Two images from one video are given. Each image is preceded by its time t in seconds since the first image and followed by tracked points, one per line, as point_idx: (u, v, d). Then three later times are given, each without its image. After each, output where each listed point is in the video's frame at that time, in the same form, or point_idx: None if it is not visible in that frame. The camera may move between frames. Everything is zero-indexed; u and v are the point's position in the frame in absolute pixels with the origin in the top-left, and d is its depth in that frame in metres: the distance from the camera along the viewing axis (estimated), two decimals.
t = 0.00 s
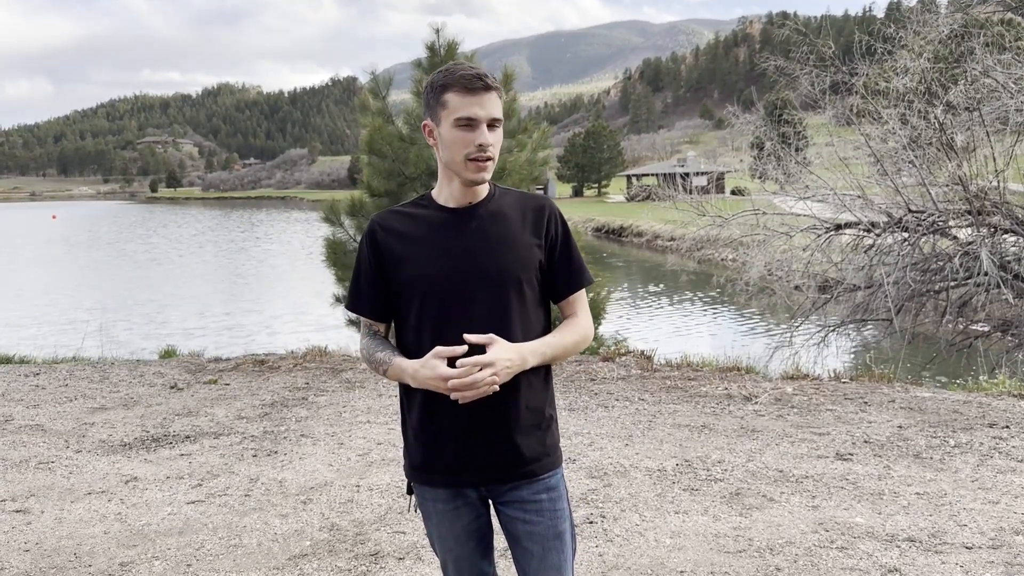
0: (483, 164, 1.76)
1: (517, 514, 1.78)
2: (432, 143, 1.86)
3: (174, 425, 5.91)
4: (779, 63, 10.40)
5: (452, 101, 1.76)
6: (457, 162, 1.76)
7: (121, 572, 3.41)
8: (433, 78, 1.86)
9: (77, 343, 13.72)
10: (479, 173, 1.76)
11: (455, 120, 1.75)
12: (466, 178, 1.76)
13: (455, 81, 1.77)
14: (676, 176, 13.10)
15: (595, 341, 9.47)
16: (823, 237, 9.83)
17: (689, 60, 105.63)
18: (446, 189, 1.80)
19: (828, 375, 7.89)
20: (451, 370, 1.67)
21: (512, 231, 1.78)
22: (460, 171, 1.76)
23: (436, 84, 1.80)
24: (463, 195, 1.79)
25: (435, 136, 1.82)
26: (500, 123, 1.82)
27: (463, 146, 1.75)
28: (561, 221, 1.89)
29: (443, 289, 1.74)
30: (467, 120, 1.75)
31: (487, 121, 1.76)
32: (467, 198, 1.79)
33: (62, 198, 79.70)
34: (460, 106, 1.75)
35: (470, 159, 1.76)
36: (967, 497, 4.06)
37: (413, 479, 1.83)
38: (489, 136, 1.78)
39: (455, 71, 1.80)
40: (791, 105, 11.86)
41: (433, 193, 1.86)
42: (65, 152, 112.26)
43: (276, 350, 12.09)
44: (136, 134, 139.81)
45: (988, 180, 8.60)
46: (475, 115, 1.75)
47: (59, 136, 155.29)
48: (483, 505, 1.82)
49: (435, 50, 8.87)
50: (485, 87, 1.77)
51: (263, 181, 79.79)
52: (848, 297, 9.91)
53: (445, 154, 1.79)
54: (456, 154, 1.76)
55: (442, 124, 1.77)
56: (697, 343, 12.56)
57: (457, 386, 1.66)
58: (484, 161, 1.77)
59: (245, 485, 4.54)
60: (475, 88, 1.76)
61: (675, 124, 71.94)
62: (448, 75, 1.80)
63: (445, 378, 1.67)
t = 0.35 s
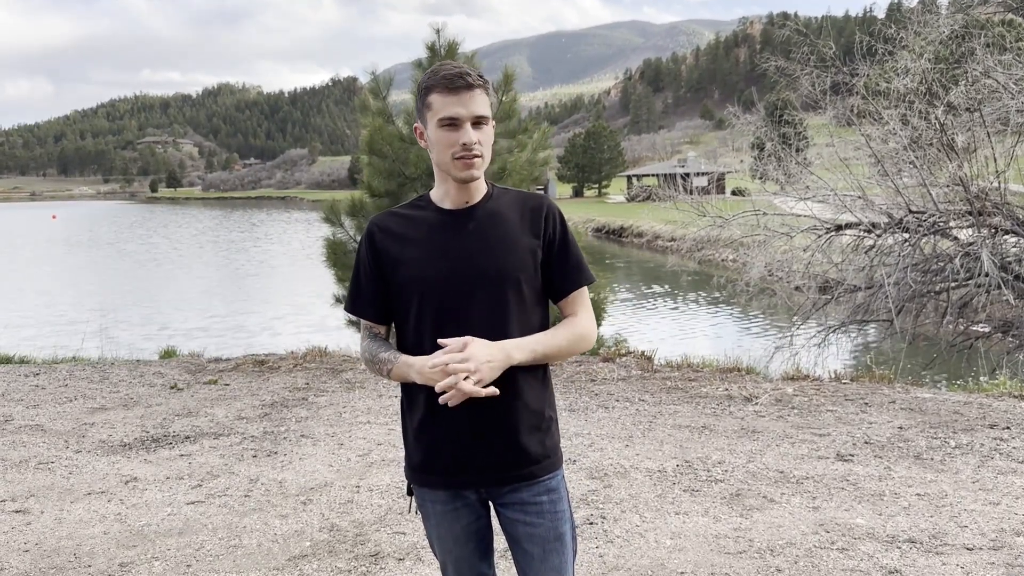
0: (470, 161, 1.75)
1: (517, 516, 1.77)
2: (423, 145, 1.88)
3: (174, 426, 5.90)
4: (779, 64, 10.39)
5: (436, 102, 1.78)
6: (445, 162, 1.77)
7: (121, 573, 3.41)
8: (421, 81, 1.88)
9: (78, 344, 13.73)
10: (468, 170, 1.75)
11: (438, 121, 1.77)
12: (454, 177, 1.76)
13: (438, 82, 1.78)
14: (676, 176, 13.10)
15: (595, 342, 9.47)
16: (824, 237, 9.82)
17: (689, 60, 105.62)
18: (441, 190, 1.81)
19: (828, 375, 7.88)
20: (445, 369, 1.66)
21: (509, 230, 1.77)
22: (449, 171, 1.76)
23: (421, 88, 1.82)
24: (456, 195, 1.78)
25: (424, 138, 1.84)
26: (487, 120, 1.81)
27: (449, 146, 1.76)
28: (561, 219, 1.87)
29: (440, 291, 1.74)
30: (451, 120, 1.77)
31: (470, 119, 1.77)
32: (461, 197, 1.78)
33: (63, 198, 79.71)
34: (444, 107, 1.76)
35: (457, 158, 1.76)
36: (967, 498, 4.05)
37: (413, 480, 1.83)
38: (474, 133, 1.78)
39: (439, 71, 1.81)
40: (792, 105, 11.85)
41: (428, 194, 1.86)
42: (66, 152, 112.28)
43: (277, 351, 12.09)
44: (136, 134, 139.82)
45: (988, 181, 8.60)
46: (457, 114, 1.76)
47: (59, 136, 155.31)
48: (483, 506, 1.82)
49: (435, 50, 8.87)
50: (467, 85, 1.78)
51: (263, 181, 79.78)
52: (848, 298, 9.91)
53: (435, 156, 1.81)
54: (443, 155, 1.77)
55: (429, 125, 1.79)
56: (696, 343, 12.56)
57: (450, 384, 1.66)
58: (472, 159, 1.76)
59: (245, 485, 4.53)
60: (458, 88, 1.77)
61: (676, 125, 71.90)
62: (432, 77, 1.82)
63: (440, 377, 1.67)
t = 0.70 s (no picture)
0: (467, 163, 1.75)
1: (516, 519, 1.78)
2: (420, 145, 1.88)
3: (174, 426, 5.90)
4: (779, 65, 10.39)
5: (435, 102, 1.78)
6: (442, 163, 1.76)
7: (121, 573, 3.41)
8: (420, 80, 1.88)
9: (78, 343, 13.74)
10: (464, 172, 1.75)
11: (437, 121, 1.77)
12: (451, 179, 1.76)
13: (437, 82, 1.78)
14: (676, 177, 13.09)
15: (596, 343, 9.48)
16: (824, 238, 9.84)
17: (689, 61, 105.66)
18: (437, 191, 1.80)
19: (828, 376, 7.88)
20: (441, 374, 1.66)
21: (506, 231, 1.77)
22: (445, 172, 1.76)
23: (419, 88, 1.82)
24: (453, 197, 1.78)
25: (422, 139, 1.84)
26: (486, 122, 1.81)
27: (447, 147, 1.76)
28: (558, 221, 1.87)
29: (436, 293, 1.74)
30: (450, 120, 1.76)
31: (469, 121, 1.77)
32: (459, 199, 1.78)
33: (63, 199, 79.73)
34: (443, 106, 1.76)
35: (454, 159, 1.76)
36: (967, 499, 4.05)
37: (412, 483, 1.83)
38: (472, 136, 1.77)
39: (438, 71, 1.81)
40: (792, 106, 11.85)
41: (425, 195, 1.86)
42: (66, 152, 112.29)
43: (277, 351, 12.10)
44: (136, 134, 139.82)
45: (988, 182, 8.62)
46: (456, 115, 1.76)
47: (59, 136, 155.32)
48: (482, 509, 1.82)
49: (435, 51, 8.86)
50: (467, 86, 1.78)
51: (263, 181, 79.78)
52: (848, 299, 9.91)
53: (431, 157, 1.81)
54: (440, 156, 1.77)
55: (427, 125, 1.79)
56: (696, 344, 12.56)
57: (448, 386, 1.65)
58: (469, 160, 1.76)
59: (244, 485, 4.53)
60: (456, 89, 1.77)
61: (675, 126, 71.88)
62: (431, 77, 1.81)
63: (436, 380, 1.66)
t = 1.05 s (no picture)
0: (465, 165, 1.75)
1: (512, 521, 1.77)
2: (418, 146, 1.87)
3: (173, 426, 5.89)
4: (779, 66, 10.38)
5: (434, 104, 1.78)
6: (441, 164, 1.76)
7: (119, 574, 3.40)
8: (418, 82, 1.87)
9: (78, 344, 13.73)
10: (463, 174, 1.75)
11: (435, 123, 1.76)
12: (450, 180, 1.76)
13: (436, 84, 1.78)
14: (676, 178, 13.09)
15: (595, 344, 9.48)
16: (823, 239, 9.84)
17: (689, 62, 105.67)
18: (436, 192, 1.80)
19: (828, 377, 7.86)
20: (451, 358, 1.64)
21: (504, 232, 1.77)
22: (444, 173, 1.76)
23: (418, 89, 1.82)
24: (452, 197, 1.78)
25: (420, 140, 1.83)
26: (484, 125, 1.81)
27: (445, 148, 1.76)
28: (558, 221, 1.87)
29: (435, 292, 1.74)
30: (447, 123, 1.76)
31: (468, 123, 1.77)
32: (458, 200, 1.78)
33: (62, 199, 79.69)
34: (442, 109, 1.76)
35: (453, 161, 1.76)
36: (967, 500, 4.04)
37: (409, 483, 1.82)
38: (471, 138, 1.77)
39: (437, 73, 1.80)
40: (791, 107, 11.85)
41: (423, 196, 1.86)
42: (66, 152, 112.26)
43: (276, 351, 12.09)
44: (136, 134, 139.78)
45: (988, 184, 8.64)
46: (454, 118, 1.76)
47: (58, 136, 155.23)
48: (478, 511, 1.81)
49: (435, 52, 8.86)
50: (466, 88, 1.78)
51: (263, 181, 79.76)
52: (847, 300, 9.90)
53: (430, 159, 1.81)
54: (438, 158, 1.77)
55: (425, 127, 1.79)
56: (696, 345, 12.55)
57: (456, 366, 1.63)
58: (467, 162, 1.76)
59: (244, 486, 4.52)
60: (455, 91, 1.77)
61: (675, 127, 71.89)
62: (429, 79, 1.81)
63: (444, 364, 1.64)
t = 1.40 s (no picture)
0: (464, 167, 1.76)
1: (513, 522, 1.77)
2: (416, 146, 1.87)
3: (172, 427, 5.89)
4: (779, 68, 10.37)
5: (434, 105, 1.77)
6: (442, 165, 1.76)
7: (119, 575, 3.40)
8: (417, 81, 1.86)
9: (77, 344, 13.73)
10: (464, 176, 1.76)
11: (435, 124, 1.76)
12: (448, 182, 1.76)
13: (437, 84, 1.77)
14: (676, 179, 13.10)
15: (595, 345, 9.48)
16: (823, 240, 9.86)
17: (689, 63, 105.72)
18: (434, 194, 1.80)
19: (827, 379, 7.86)
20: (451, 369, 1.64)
21: (503, 235, 1.77)
22: (445, 174, 1.76)
23: (418, 89, 1.81)
24: (450, 200, 1.78)
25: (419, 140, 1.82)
26: (483, 126, 1.80)
27: (446, 149, 1.76)
28: (556, 224, 1.87)
29: (434, 294, 1.74)
30: (447, 124, 1.76)
31: (467, 124, 1.76)
32: (456, 202, 1.78)
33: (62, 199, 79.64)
34: (443, 110, 1.75)
35: (453, 163, 1.76)
36: (966, 502, 4.05)
37: (410, 485, 1.82)
38: (470, 139, 1.77)
39: (438, 74, 1.80)
40: (791, 109, 11.85)
41: (423, 196, 1.85)
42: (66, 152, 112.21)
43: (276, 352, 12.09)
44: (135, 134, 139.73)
45: (987, 185, 8.65)
46: (454, 119, 1.75)
47: (58, 136, 155.21)
48: (479, 511, 1.81)
49: (435, 53, 8.87)
50: (466, 90, 1.77)
51: (263, 182, 79.72)
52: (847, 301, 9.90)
53: (429, 159, 1.80)
54: (438, 159, 1.77)
55: (426, 127, 1.78)
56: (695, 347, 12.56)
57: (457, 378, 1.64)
58: (467, 165, 1.77)
59: (243, 487, 4.52)
60: (455, 92, 1.76)
61: (674, 128, 71.89)
62: (431, 78, 1.80)
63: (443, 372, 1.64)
